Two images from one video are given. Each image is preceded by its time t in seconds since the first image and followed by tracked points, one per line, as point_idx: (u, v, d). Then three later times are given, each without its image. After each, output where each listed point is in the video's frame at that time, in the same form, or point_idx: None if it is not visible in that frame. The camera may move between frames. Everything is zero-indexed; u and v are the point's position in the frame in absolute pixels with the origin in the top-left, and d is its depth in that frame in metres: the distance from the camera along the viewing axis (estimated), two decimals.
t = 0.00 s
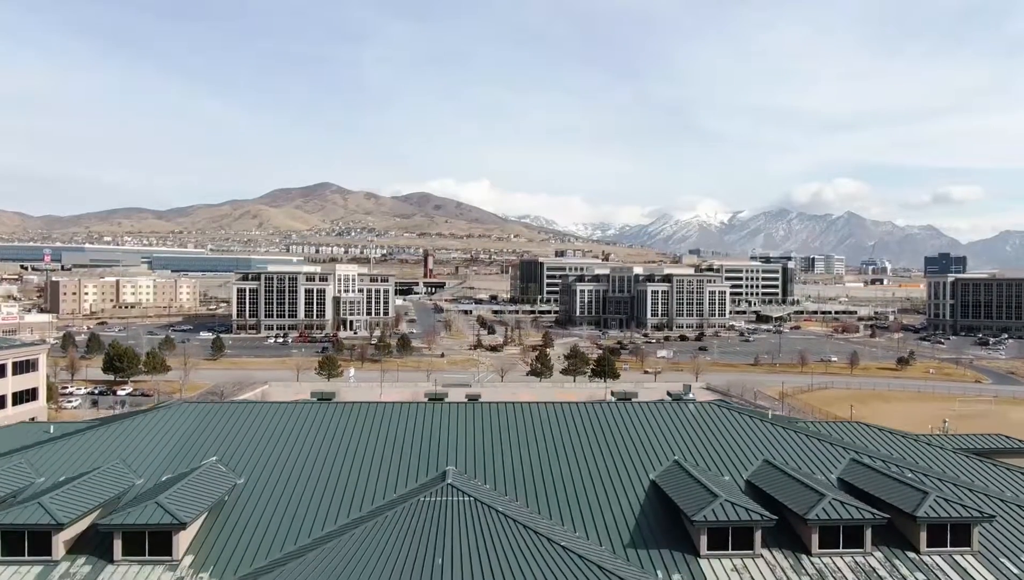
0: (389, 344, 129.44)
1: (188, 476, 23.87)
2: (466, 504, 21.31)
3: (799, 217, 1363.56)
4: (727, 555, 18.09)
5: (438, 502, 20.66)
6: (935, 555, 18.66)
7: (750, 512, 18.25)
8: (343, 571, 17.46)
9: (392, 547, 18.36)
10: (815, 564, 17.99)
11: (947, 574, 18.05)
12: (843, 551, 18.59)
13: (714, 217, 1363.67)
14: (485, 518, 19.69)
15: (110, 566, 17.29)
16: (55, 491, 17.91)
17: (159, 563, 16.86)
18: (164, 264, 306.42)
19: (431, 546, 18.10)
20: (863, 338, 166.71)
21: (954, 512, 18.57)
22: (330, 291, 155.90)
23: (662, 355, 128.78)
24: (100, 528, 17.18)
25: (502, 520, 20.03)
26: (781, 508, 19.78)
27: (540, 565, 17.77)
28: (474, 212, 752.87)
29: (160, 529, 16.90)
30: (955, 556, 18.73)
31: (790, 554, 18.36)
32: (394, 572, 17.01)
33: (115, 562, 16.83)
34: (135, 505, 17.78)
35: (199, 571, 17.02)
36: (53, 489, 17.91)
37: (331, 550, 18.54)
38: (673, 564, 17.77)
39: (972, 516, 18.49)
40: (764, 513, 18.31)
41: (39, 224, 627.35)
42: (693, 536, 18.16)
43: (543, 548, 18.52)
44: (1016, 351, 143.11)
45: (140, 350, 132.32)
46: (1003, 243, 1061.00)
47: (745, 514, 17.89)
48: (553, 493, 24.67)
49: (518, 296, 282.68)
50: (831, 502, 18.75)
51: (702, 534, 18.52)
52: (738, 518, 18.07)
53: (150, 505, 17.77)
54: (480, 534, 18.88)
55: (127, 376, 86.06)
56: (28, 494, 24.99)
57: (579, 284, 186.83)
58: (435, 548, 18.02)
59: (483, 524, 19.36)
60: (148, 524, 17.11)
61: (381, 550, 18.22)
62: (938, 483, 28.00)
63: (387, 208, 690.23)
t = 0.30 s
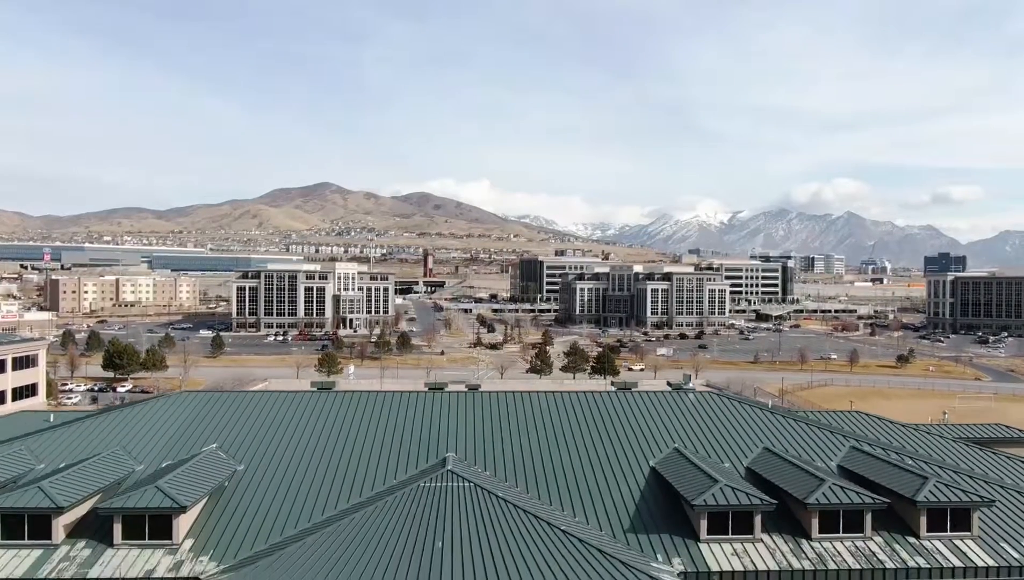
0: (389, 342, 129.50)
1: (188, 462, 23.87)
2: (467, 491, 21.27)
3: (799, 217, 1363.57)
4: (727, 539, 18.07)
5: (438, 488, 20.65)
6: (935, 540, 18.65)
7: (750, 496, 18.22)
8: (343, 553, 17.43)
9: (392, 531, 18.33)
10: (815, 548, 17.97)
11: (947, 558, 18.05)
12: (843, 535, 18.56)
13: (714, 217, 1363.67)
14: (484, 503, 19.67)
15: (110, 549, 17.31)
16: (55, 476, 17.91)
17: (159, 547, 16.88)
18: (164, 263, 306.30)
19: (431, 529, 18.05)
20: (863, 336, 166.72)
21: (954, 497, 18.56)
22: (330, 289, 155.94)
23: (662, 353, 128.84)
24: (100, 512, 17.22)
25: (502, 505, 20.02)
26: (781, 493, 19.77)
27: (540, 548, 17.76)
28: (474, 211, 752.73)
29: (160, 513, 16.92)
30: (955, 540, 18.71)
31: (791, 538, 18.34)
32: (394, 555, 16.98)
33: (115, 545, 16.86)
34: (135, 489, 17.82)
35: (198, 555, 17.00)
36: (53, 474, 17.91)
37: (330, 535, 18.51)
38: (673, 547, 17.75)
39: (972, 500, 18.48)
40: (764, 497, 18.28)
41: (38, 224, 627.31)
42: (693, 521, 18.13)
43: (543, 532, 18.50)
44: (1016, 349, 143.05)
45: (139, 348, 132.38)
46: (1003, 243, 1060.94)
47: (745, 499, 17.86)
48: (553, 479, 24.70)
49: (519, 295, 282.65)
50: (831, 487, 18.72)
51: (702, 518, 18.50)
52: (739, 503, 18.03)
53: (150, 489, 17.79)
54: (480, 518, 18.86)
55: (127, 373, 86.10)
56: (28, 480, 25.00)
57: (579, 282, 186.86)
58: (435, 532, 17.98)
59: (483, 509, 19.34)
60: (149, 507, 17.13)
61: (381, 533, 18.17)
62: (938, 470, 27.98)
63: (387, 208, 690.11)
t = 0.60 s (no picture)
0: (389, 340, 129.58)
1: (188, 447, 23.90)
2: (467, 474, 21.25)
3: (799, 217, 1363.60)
4: (727, 522, 18.04)
5: (438, 472, 20.63)
6: (935, 523, 18.62)
7: (750, 479, 18.20)
8: (343, 534, 17.41)
9: (392, 513, 18.29)
10: (815, 530, 17.94)
11: (947, 540, 18.01)
12: (843, 518, 18.53)
13: (714, 217, 1363.78)
14: (484, 486, 19.67)
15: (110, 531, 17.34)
16: (55, 459, 17.94)
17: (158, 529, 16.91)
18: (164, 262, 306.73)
19: (431, 511, 18.02)
20: (863, 334, 166.70)
21: (954, 480, 18.54)
22: (330, 287, 155.98)
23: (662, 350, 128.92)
24: (100, 494, 17.28)
25: (502, 489, 19.99)
26: (781, 478, 19.73)
27: (539, 529, 17.77)
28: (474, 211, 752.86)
29: (161, 495, 16.95)
30: (955, 523, 18.68)
31: (790, 521, 18.31)
32: (394, 535, 16.96)
33: (115, 527, 16.89)
34: (135, 472, 17.87)
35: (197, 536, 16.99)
36: (53, 457, 17.94)
37: (330, 517, 18.47)
38: (673, 529, 17.72)
39: (972, 483, 18.46)
40: (764, 480, 18.26)
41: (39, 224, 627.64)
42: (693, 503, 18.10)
43: (543, 514, 18.50)
44: (1016, 347, 143.00)
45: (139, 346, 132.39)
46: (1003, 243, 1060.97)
47: (745, 481, 17.84)
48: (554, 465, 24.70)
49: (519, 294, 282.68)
50: (831, 470, 18.68)
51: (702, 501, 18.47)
52: (739, 485, 18.00)
53: (150, 472, 17.84)
54: (480, 501, 18.84)
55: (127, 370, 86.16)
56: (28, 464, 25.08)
57: (578, 281, 186.83)
58: (435, 514, 17.98)
59: (483, 492, 19.32)
60: (149, 489, 17.16)
61: (380, 515, 18.13)
62: (938, 455, 27.97)
63: (387, 208, 690.33)
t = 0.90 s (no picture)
0: (389, 337, 129.44)
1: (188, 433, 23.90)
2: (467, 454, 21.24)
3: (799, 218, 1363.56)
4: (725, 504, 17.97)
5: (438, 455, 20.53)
6: (935, 506, 18.58)
7: (749, 461, 18.11)
8: (342, 516, 17.24)
9: (391, 495, 18.18)
10: (815, 513, 17.88)
11: (948, 522, 17.95)
12: (843, 501, 18.50)
13: (714, 217, 1363.71)
14: (484, 470, 19.59)
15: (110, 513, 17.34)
16: (55, 442, 17.94)
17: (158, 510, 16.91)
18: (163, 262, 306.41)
19: (430, 493, 17.95)
20: (864, 333, 166.56)
21: (954, 463, 18.50)
22: (330, 286, 155.97)
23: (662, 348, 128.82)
24: (101, 475, 17.29)
25: (501, 472, 19.91)
26: (780, 460, 19.67)
27: (538, 510, 17.70)
28: (474, 211, 752.71)
29: (160, 476, 16.96)
30: (956, 506, 18.62)
31: (790, 504, 18.27)
32: (392, 517, 16.82)
33: (115, 508, 16.89)
34: (135, 453, 17.87)
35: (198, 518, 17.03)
36: (53, 439, 17.94)
37: (328, 500, 18.31)
38: (672, 509, 17.62)
39: (972, 465, 18.41)
40: (765, 463, 18.22)
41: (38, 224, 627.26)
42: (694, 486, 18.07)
43: (543, 497, 18.38)
44: (1016, 345, 142.84)
45: (139, 344, 132.27)
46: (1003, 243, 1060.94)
47: (745, 463, 17.76)
48: (554, 450, 24.69)
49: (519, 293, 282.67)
50: (832, 453, 18.65)
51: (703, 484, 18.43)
52: (739, 467, 17.94)
53: (150, 454, 17.85)
54: (477, 483, 18.72)
55: (126, 367, 86.06)
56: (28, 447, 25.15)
57: (578, 279, 186.80)
58: (435, 495, 17.89)
59: (482, 475, 19.23)
60: (148, 471, 17.17)
61: (379, 498, 18.01)
62: (938, 440, 27.97)
63: (387, 207, 690.19)
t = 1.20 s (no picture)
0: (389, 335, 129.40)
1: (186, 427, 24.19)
2: (475, 441, 26.64)
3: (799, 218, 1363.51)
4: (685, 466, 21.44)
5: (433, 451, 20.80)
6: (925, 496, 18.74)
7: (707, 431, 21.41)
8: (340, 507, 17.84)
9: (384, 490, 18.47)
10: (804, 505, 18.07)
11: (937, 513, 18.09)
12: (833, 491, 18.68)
13: (714, 217, 1363.74)
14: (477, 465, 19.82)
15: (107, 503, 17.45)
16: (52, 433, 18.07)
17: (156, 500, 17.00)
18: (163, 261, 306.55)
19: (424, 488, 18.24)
20: (864, 331, 166.47)
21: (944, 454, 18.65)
22: (330, 284, 156.02)
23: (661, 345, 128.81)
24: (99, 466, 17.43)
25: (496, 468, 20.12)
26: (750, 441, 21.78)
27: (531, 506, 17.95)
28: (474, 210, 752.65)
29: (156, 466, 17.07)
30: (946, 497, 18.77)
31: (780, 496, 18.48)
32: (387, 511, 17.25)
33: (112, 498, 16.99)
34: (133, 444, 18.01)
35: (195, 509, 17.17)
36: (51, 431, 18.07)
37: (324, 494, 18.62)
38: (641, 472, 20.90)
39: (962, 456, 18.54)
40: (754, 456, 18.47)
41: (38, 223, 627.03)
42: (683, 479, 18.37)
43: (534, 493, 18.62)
44: (1016, 342, 142.78)
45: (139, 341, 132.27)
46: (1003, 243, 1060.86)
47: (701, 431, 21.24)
48: (548, 427, 28.87)
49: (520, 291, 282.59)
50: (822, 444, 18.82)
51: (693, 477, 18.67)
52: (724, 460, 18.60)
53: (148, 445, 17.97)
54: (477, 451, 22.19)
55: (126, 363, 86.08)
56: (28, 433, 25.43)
57: (578, 277, 186.89)
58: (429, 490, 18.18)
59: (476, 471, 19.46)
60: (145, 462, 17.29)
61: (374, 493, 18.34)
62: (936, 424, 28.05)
63: (387, 207, 690.40)
